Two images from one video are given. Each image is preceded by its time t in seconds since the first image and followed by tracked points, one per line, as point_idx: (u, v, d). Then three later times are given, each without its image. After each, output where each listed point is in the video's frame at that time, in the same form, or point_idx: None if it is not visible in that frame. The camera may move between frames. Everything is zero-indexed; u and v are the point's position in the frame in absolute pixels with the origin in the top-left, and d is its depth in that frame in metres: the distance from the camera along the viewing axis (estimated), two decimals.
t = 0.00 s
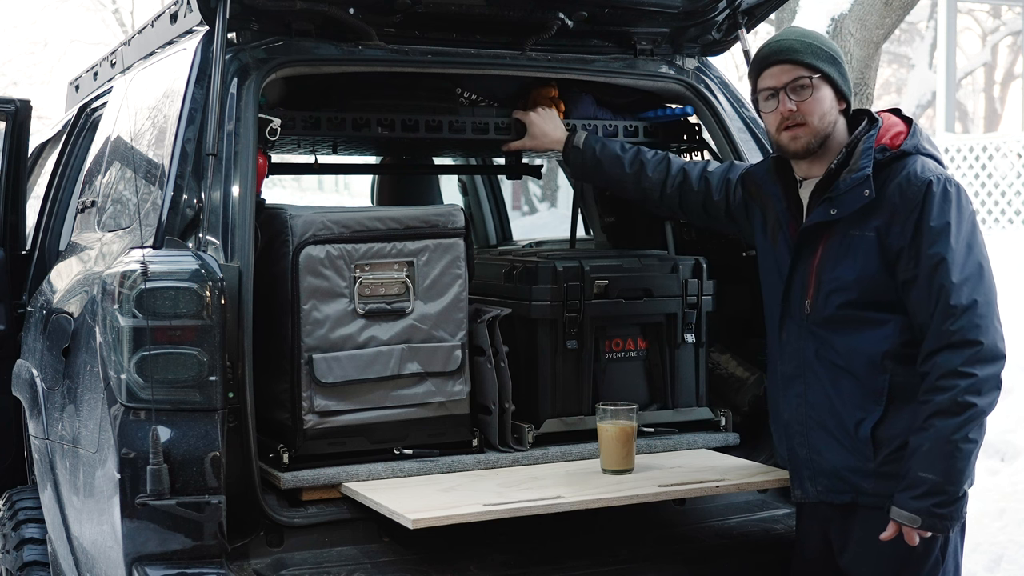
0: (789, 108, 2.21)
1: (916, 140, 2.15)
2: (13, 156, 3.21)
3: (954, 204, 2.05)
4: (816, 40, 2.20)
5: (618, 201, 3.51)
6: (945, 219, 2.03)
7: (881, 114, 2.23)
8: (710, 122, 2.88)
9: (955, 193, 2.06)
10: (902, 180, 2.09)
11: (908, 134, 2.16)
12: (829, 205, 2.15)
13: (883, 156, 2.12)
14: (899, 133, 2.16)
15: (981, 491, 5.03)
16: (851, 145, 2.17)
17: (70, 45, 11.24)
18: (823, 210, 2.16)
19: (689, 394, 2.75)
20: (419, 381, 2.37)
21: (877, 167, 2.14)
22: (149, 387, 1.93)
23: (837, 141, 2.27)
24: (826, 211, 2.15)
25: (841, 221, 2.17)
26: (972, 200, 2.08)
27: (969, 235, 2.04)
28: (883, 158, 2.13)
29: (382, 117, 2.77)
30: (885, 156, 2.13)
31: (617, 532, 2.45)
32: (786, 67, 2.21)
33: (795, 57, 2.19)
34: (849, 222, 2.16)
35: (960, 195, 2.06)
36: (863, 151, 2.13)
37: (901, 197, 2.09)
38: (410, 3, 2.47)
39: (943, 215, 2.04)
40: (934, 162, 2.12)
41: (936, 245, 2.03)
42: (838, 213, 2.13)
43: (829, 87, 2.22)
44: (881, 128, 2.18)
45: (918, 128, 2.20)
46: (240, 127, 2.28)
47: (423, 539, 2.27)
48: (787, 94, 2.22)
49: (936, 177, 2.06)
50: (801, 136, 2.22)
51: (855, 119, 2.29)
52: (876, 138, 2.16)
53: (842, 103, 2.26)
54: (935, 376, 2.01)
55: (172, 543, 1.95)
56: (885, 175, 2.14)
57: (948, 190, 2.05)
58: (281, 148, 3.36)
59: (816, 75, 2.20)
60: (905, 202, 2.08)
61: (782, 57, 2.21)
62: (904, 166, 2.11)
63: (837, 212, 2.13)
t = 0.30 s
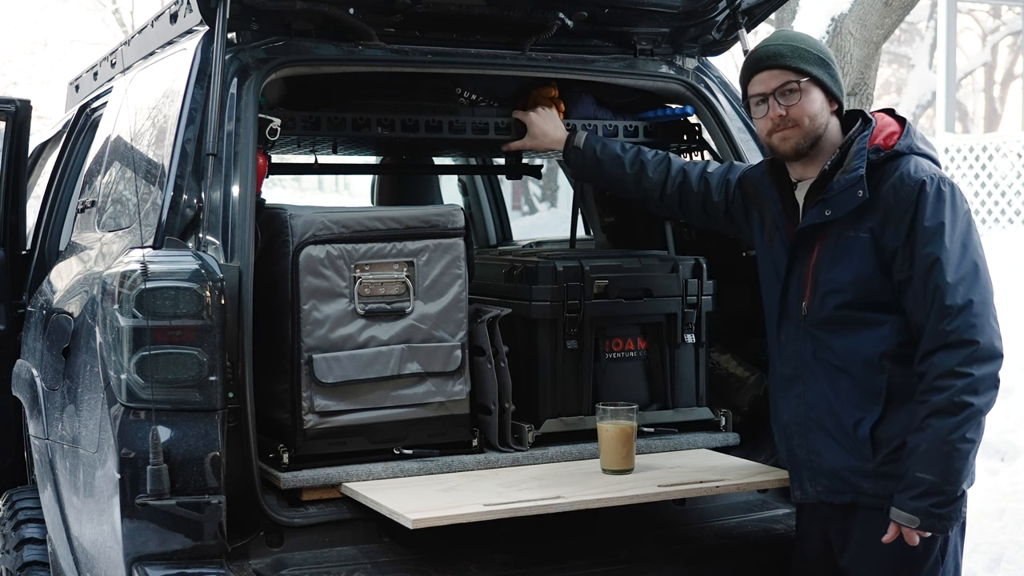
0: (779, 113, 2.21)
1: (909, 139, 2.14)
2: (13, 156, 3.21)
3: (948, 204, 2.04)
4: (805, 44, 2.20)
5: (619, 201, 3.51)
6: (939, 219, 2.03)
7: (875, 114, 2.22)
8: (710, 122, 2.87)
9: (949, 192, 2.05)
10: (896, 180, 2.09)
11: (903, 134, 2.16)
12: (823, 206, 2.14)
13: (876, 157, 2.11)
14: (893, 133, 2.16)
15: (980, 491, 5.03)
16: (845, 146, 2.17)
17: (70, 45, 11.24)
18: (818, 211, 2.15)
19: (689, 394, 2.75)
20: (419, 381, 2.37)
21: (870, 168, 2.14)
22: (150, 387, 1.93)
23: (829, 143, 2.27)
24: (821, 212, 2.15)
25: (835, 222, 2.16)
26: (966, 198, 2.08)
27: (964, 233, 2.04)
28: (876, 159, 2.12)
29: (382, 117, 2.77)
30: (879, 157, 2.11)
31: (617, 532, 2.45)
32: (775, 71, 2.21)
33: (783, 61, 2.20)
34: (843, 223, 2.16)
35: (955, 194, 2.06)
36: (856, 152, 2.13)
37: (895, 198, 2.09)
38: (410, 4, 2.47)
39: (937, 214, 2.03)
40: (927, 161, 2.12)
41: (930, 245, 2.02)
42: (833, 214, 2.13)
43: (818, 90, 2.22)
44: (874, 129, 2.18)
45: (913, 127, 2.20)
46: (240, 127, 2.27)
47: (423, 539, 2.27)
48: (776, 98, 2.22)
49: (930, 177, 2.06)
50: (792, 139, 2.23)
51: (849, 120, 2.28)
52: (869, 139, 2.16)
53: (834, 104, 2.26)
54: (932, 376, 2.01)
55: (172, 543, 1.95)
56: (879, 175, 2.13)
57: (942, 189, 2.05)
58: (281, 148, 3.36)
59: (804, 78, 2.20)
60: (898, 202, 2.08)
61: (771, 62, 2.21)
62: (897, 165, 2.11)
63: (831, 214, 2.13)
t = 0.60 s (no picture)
0: (777, 113, 2.21)
1: (907, 139, 2.14)
2: (13, 156, 3.21)
3: (946, 203, 2.04)
4: (800, 44, 2.20)
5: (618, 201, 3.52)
6: (937, 219, 2.03)
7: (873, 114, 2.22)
8: (710, 122, 2.87)
9: (947, 192, 2.05)
10: (894, 181, 2.09)
11: (901, 134, 2.16)
12: (821, 206, 2.14)
13: (874, 157, 2.12)
14: (892, 133, 2.16)
15: (980, 490, 5.03)
16: (843, 146, 2.17)
17: (70, 45, 11.25)
18: (817, 211, 2.15)
19: (689, 394, 2.75)
20: (419, 381, 2.37)
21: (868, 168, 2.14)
22: (150, 387, 1.93)
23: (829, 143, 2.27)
24: (819, 212, 2.15)
25: (834, 222, 2.16)
26: (964, 198, 2.08)
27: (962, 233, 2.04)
28: (874, 159, 2.12)
29: (382, 117, 2.77)
30: (877, 157, 2.12)
31: (617, 532, 2.45)
32: (772, 73, 2.22)
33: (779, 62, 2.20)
34: (842, 223, 2.16)
35: (953, 194, 2.06)
36: (854, 152, 2.13)
37: (893, 198, 2.09)
38: (410, 4, 2.47)
39: (935, 214, 2.03)
40: (925, 161, 2.12)
41: (928, 245, 2.02)
42: (831, 215, 2.13)
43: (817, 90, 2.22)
44: (872, 129, 2.18)
45: (911, 127, 2.20)
46: (240, 127, 2.27)
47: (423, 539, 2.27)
48: (774, 99, 2.22)
49: (928, 177, 2.06)
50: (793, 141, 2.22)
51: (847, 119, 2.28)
52: (868, 139, 2.15)
53: (831, 104, 2.26)
54: (929, 376, 2.01)
55: (172, 543, 1.95)
56: (877, 175, 2.13)
57: (939, 189, 2.05)
58: (281, 148, 3.36)
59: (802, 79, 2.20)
60: (896, 202, 2.08)
61: (768, 63, 2.21)
62: (895, 165, 2.11)
63: (829, 214, 2.13)
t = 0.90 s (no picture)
0: (763, 121, 2.22)
1: (905, 142, 2.14)
2: (13, 156, 3.21)
3: (945, 207, 2.04)
4: (789, 47, 2.17)
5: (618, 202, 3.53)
6: (936, 223, 2.02)
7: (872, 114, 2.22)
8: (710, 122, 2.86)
9: (946, 196, 2.05)
10: (892, 184, 2.09)
11: (899, 136, 2.15)
12: (819, 210, 2.14)
13: (874, 160, 2.12)
14: (890, 136, 2.15)
15: (980, 490, 5.03)
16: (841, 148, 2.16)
17: (70, 45, 11.24)
18: (815, 214, 2.15)
19: (689, 394, 2.75)
20: (419, 381, 2.37)
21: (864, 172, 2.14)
22: (149, 387, 1.93)
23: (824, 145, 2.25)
24: (818, 216, 2.14)
25: (832, 225, 2.17)
26: (963, 201, 2.08)
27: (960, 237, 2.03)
28: (873, 162, 2.12)
29: (381, 116, 2.77)
30: (875, 160, 2.12)
31: (617, 532, 2.45)
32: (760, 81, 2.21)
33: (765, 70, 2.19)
34: (839, 227, 2.16)
35: (951, 197, 2.06)
36: (852, 155, 2.12)
37: (891, 202, 2.08)
38: (410, 4, 2.47)
39: (934, 218, 2.03)
40: (923, 165, 2.12)
41: (926, 249, 2.02)
42: (829, 218, 2.13)
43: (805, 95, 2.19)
44: (871, 131, 2.17)
45: (909, 129, 2.19)
46: (240, 127, 2.27)
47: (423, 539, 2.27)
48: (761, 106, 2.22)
49: (927, 180, 2.06)
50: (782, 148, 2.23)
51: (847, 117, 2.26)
52: (866, 141, 2.15)
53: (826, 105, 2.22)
54: (926, 380, 2.00)
55: (172, 543, 1.95)
56: (876, 178, 2.13)
57: (937, 194, 2.05)
58: (281, 148, 3.36)
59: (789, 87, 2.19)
60: (894, 205, 2.08)
61: (755, 68, 2.20)
62: (893, 169, 2.11)
63: (827, 217, 2.13)
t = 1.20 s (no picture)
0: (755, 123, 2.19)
1: (889, 159, 2.02)
2: (12, 155, 3.20)
3: (910, 238, 1.91)
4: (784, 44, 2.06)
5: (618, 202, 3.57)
6: (898, 255, 1.92)
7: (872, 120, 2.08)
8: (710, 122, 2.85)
9: (913, 225, 1.91)
10: (864, 209, 2.00)
11: (885, 152, 2.03)
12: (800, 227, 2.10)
13: (850, 180, 2.05)
14: (873, 151, 2.04)
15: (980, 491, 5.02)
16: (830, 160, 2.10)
17: (70, 45, 11.24)
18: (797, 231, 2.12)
19: (690, 394, 2.75)
20: (419, 380, 2.37)
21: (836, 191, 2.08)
22: (149, 387, 1.93)
23: (827, 146, 2.12)
24: (798, 233, 2.11)
25: (812, 243, 2.12)
26: (945, 225, 1.91)
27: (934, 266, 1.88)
28: (850, 181, 2.05)
29: (381, 117, 2.76)
30: (851, 179, 2.05)
31: (617, 532, 2.45)
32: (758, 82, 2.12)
33: (760, 74, 2.10)
34: (820, 245, 2.11)
35: (924, 225, 1.91)
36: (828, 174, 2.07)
37: (861, 227, 2.00)
38: (410, 4, 2.48)
39: (897, 250, 1.92)
40: (908, 185, 1.98)
41: (886, 280, 1.92)
42: (807, 236, 2.08)
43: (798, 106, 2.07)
44: (859, 143, 2.06)
45: (906, 141, 2.04)
46: (240, 127, 2.27)
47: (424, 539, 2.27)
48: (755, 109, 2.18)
49: (893, 209, 1.94)
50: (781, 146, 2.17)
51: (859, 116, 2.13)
52: (849, 155, 2.06)
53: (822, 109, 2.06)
54: (883, 421, 1.92)
55: (172, 543, 1.95)
56: (853, 198, 2.05)
57: (906, 221, 1.92)
58: (281, 148, 3.36)
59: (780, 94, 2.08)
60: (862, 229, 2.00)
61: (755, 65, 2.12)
62: (869, 191, 2.01)
63: (806, 235, 2.09)
